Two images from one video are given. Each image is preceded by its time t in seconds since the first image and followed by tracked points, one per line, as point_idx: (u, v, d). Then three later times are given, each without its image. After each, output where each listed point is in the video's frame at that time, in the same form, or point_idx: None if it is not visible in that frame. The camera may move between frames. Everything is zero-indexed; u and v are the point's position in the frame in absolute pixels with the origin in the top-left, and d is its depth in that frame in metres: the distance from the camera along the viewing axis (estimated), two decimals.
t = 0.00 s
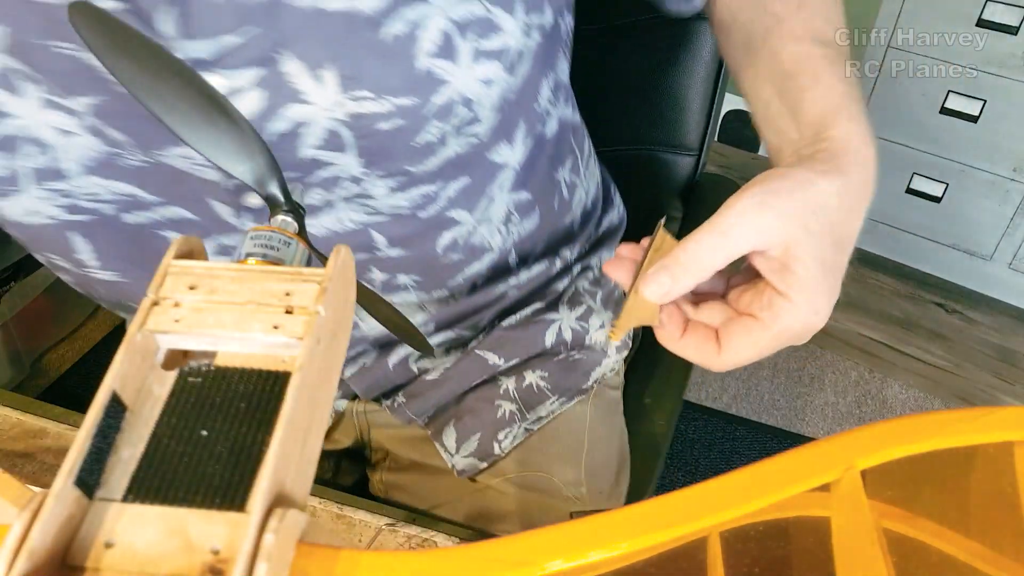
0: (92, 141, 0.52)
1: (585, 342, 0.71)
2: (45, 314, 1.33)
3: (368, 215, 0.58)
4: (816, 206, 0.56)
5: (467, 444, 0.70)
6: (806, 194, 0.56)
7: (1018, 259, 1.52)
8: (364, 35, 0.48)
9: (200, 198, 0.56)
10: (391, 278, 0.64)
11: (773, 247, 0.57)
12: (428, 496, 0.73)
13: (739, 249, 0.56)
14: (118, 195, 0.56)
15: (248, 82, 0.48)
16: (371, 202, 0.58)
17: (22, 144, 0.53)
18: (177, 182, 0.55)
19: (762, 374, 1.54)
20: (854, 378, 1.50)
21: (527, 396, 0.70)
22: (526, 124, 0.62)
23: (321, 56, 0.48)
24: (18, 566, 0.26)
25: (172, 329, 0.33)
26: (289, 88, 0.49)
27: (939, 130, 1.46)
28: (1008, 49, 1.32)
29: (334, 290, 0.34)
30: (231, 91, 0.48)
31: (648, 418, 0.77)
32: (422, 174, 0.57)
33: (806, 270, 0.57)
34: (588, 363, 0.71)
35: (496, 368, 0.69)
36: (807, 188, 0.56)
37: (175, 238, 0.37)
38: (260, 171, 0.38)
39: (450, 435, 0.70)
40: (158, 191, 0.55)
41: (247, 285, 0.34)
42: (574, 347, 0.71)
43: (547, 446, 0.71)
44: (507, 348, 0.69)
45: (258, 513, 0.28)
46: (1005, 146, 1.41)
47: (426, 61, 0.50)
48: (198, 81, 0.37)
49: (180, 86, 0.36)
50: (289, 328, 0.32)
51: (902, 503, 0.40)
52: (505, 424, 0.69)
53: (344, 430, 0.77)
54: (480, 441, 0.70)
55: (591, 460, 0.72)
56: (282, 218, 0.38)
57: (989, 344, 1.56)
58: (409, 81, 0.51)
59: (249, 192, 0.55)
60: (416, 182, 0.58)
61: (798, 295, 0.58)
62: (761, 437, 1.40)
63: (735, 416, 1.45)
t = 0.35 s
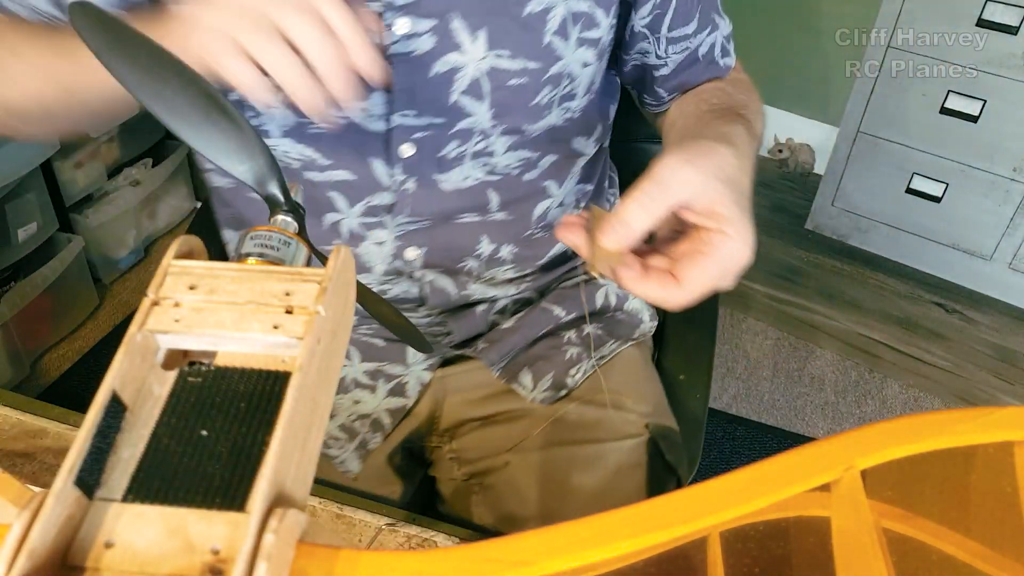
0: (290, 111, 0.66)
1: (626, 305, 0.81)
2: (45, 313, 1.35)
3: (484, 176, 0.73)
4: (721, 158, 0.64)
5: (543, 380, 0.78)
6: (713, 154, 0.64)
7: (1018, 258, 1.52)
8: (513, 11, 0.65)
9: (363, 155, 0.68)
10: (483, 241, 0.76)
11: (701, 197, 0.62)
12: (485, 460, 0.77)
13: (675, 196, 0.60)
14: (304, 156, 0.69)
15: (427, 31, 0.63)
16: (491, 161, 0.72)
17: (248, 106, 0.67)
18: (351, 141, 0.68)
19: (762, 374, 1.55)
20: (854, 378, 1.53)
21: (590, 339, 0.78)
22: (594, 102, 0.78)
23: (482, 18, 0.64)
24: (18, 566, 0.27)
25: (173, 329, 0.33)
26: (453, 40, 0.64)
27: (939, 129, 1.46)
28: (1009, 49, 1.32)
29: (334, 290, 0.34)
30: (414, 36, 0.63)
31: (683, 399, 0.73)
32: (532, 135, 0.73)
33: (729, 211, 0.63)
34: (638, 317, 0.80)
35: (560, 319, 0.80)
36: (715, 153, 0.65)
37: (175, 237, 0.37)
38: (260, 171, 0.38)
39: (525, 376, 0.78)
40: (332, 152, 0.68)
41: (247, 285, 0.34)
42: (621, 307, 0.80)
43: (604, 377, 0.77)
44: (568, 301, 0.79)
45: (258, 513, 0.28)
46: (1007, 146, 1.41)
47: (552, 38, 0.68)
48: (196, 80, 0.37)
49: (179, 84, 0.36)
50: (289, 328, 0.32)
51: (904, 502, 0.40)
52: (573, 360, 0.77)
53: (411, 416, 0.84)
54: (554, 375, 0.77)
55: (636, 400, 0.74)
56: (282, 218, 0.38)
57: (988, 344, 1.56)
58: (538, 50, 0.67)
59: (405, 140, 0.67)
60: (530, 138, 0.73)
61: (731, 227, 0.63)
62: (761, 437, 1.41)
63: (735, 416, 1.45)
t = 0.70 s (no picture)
0: (365, 115, 0.71)
1: (654, 299, 0.88)
2: (45, 313, 1.35)
3: (547, 168, 0.77)
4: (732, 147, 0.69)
5: (587, 374, 0.82)
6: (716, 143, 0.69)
7: (1017, 258, 1.51)
8: (577, 4, 0.70)
9: (438, 153, 0.73)
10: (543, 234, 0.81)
11: (727, 173, 0.67)
12: (525, 464, 0.79)
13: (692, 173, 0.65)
14: (377, 160, 0.73)
15: (501, 27, 0.68)
16: (555, 150, 0.77)
17: (325, 116, 0.71)
18: (427, 141, 0.72)
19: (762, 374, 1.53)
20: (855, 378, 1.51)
21: (627, 335, 0.84)
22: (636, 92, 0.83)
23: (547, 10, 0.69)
24: (18, 566, 0.27)
25: (172, 329, 0.33)
26: (524, 34, 0.69)
27: (939, 129, 1.44)
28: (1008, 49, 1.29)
29: (334, 289, 0.34)
30: (489, 32, 0.68)
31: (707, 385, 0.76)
32: (591, 124, 0.79)
33: (743, 187, 0.67)
34: (667, 309, 0.87)
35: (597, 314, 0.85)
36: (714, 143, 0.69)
37: (175, 238, 0.37)
38: (260, 172, 0.38)
39: (570, 369, 0.82)
40: (406, 154, 0.73)
41: (247, 285, 0.34)
42: (650, 302, 0.87)
43: (646, 375, 0.81)
44: (604, 295, 0.86)
45: (258, 513, 0.28)
46: (1005, 146, 1.41)
47: (611, 28, 0.73)
48: (196, 81, 0.37)
49: (178, 84, 0.36)
50: (289, 327, 0.32)
51: (903, 503, 0.40)
52: (614, 356, 0.82)
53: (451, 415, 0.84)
54: (598, 369, 0.82)
55: (676, 398, 0.78)
56: (283, 218, 0.37)
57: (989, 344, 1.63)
58: (600, 41, 0.73)
59: (479, 134, 0.72)
60: (587, 127, 0.79)
61: (753, 202, 0.66)
62: (762, 437, 1.38)
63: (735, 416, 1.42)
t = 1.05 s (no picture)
0: (364, 160, 0.69)
1: (658, 292, 0.89)
2: (46, 313, 1.35)
3: (549, 198, 0.79)
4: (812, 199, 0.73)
5: (611, 375, 0.85)
6: (798, 202, 0.72)
7: (1018, 258, 1.53)
8: (578, 39, 0.72)
9: (440, 194, 0.72)
10: (544, 259, 0.82)
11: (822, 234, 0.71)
12: (564, 465, 0.81)
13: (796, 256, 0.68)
14: (378, 204, 0.72)
15: (501, 68, 0.69)
16: (553, 181, 0.78)
17: (320, 161, 0.70)
18: (429, 181, 0.72)
19: (761, 374, 1.53)
20: (854, 378, 1.51)
21: (640, 330, 0.88)
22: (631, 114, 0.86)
23: (548, 51, 0.70)
24: (18, 566, 0.27)
25: (172, 329, 0.33)
26: (525, 74, 0.70)
27: (939, 129, 1.46)
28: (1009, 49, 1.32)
29: (334, 290, 0.34)
30: (489, 74, 0.68)
31: (721, 364, 0.84)
32: (589, 153, 0.80)
33: (831, 241, 0.71)
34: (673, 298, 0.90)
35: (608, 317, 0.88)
36: (792, 202, 0.72)
37: (175, 237, 0.36)
38: (260, 171, 0.38)
39: (594, 374, 0.85)
40: (407, 197, 0.72)
41: (247, 285, 0.34)
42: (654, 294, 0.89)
43: (669, 368, 0.85)
44: (614, 298, 0.88)
45: (258, 513, 0.28)
46: (1005, 147, 1.41)
47: (611, 63, 0.75)
48: (197, 82, 0.37)
49: (179, 84, 0.36)
50: (289, 328, 0.32)
51: (901, 503, 0.40)
52: (634, 351, 0.86)
53: (476, 430, 0.83)
54: (620, 367, 0.85)
55: (702, 384, 0.83)
56: (283, 218, 0.37)
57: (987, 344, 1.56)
58: (601, 75, 0.75)
59: (482, 174, 0.72)
60: (586, 155, 0.80)
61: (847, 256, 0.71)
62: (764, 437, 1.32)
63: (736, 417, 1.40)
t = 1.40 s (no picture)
0: (371, 195, 0.70)
1: (666, 283, 0.92)
2: (45, 313, 1.35)
3: (559, 222, 0.80)
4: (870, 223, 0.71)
5: (633, 369, 0.88)
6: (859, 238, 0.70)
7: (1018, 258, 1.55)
8: (588, 67, 0.72)
9: (450, 224, 0.74)
10: (555, 275, 0.85)
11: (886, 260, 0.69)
12: (592, 461, 0.84)
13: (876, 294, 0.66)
14: (387, 237, 0.74)
15: (510, 100, 0.68)
16: (561, 204, 0.79)
17: (324, 197, 0.71)
18: (438, 213, 0.73)
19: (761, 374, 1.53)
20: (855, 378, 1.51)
21: (655, 321, 0.90)
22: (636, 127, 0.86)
23: (557, 81, 0.70)
24: (18, 566, 0.27)
25: (172, 329, 0.33)
26: (535, 105, 0.70)
27: (941, 130, 1.47)
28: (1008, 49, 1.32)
29: (334, 290, 0.34)
30: (499, 106, 0.68)
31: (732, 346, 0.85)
32: (596, 172, 0.80)
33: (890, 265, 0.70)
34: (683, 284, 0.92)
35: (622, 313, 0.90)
36: (855, 234, 0.70)
37: (175, 237, 0.37)
38: (260, 171, 0.38)
39: (616, 368, 0.88)
40: (416, 229, 0.73)
41: (247, 286, 0.34)
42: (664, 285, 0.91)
43: (689, 361, 0.88)
44: (627, 295, 0.90)
45: (258, 513, 0.28)
46: (1005, 146, 1.42)
47: (620, 88, 0.76)
48: (196, 80, 0.37)
49: (179, 83, 0.36)
50: (289, 328, 0.32)
51: (900, 503, 0.40)
52: (653, 345, 0.89)
53: (504, 435, 0.86)
54: (640, 359, 0.88)
55: (722, 372, 0.86)
56: (284, 218, 0.37)
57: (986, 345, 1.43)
58: (609, 101, 0.75)
59: (491, 204, 0.73)
60: (593, 177, 0.81)
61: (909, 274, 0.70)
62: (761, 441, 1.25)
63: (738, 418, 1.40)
